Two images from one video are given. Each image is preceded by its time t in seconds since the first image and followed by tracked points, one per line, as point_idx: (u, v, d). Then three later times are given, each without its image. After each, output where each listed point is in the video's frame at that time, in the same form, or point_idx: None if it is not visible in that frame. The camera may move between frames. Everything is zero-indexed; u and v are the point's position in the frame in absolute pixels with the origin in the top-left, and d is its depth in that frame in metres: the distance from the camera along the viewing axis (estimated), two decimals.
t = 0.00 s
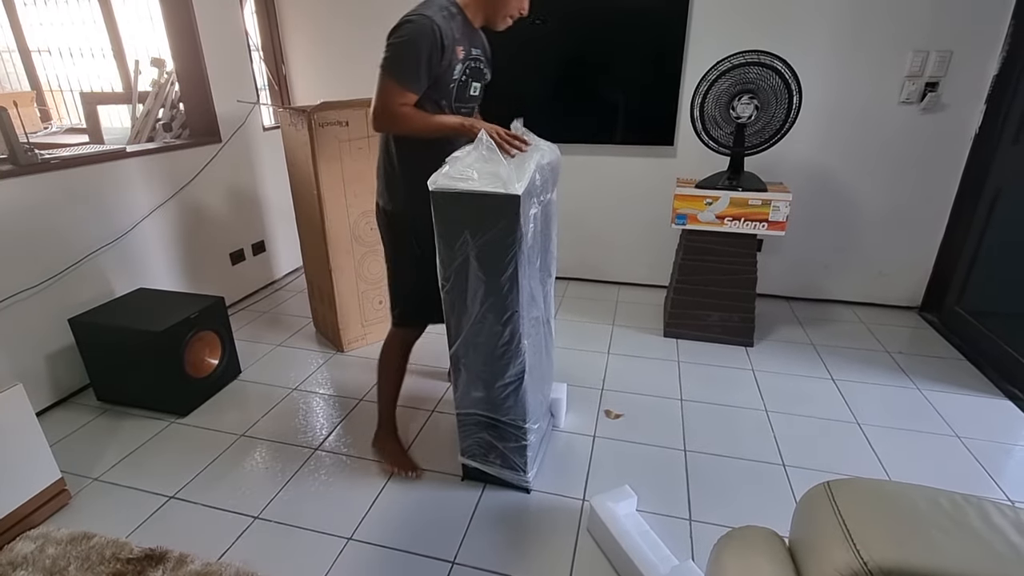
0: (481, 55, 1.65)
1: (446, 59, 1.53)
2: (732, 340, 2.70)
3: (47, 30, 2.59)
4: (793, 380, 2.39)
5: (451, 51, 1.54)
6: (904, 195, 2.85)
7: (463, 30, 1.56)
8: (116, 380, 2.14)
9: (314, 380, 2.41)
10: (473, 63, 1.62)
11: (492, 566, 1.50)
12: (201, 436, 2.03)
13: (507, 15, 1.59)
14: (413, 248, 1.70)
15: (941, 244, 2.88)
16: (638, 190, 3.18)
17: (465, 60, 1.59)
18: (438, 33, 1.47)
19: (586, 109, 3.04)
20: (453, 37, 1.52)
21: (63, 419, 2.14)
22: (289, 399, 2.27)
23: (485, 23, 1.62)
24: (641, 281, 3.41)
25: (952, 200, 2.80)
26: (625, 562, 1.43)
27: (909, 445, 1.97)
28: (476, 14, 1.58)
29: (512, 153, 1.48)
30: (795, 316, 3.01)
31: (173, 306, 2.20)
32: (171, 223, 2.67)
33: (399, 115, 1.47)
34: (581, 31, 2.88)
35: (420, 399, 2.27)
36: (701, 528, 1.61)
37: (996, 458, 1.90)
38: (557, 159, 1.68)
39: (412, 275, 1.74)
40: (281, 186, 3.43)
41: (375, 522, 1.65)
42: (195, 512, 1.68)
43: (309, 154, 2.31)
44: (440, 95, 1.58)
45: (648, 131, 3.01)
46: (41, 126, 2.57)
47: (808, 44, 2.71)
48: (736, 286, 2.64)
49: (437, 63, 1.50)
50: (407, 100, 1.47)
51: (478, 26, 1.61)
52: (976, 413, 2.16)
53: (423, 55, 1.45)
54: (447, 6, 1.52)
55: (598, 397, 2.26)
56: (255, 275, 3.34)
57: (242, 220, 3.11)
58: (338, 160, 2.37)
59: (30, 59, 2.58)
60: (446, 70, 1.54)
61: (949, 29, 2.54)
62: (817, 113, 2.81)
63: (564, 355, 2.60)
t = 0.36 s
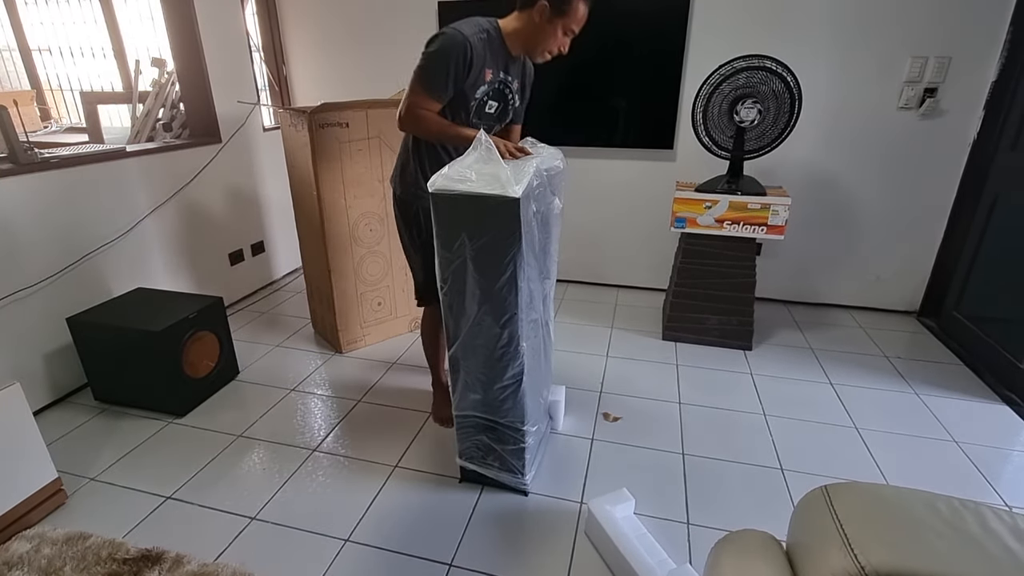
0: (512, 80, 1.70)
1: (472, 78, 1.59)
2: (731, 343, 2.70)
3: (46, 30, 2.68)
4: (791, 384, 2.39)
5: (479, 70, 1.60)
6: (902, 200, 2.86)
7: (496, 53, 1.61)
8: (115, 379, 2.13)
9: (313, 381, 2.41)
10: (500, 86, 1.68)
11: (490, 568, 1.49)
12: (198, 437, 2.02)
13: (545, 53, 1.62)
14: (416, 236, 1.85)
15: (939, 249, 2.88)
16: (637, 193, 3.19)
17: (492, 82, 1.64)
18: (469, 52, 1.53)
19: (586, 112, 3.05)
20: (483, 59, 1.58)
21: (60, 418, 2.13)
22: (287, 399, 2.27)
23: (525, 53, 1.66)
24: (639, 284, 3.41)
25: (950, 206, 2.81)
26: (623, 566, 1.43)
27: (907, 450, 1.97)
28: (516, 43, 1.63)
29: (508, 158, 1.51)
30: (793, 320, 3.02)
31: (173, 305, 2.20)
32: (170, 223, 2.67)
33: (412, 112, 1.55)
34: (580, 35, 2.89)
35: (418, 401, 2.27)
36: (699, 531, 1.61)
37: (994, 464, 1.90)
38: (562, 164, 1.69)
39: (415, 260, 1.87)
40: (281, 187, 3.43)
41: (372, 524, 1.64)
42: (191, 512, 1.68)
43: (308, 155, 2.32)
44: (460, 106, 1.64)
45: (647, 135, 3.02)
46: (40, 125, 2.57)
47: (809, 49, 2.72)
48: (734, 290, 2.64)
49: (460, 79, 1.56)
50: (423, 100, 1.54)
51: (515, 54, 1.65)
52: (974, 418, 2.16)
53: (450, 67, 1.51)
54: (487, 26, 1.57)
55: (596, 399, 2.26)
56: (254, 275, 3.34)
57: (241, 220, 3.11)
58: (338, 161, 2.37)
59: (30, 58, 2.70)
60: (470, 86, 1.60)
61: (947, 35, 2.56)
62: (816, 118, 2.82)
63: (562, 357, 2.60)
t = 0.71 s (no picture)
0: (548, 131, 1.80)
1: (505, 112, 1.69)
2: (731, 346, 2.69)
3: (47, 30, 2.71)
4: (792, 387, 2.39)
5: (516, 108, 1.71)
6: (903, 203, 2.86)
7: (540, 100, 1.71)
8: (113, 380, 2.13)
9: (312, 382, 2.41)
10: (533, 132, 1.76)
11: (489, 570, 1.49)
12: (197, 438, 2.02)
13: (586, 117, 1.71)
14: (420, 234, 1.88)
15: (940, 252, 2.88)
16: (637, 195, 3.19)
17: (526, 124, 1.74)
18: (508, 86, 1.64)
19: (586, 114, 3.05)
20: (522, 100, 1.69)
21: (59, 419, 2.13)
22: (287, 400, 2.27)
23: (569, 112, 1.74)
24: (639, 286, 3.41)
25: (951, 208, 2.81)
26: (623, 569, 1.42)
27: (908, 453, 1.97)
28: (562, 101, 1.71)
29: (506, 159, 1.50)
30: (794, 322, 3.01)
31: (173, 306, 2.20)
32: (170, 224, 2.66)
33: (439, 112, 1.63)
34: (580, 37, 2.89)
35: (417, 403, 2.26)
36: (699, 534, 1.61)
37: (995, 467, 1.90)
38: (559, 171, 1.67)
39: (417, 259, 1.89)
40: (281, 189, 3.43)
41: (371, 526, 1.64)
42: (189, 513, 1.67)
43: (308, 155, 2.31)
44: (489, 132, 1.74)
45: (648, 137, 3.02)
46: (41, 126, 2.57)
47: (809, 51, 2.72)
48: (734, 292, 2.64)
49: (492, 107, 1.67)
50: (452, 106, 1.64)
51: (558, 111, 1.74)
52: (975, 421, 2.16)
53: (486, 91, 1.63)
54: (537, 72, 1.68)
55: (596, 402, 2.26)
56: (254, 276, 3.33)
57: (241, 221, 3.11)
58: (338, 161, 2.37)
59: (31, 58, 2.71)
60: (502, 119, 1.70)
61: (948, 38, 2.56)
62: (817, 121, 2.82)
63: (561, 359, 2.60)
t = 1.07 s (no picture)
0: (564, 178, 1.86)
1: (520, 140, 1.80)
2: (731, 346, 2.69)
3: (47, 31, 2.62)
4: (793, 387, 2.38)
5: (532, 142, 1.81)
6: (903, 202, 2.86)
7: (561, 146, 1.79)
8: (112, 380, 2.12)
9: (312, 382, 2.40)
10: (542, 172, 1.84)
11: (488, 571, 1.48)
12: (196, 439, 2.01)
13: (598, 177, 1.76)
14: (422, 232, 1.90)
15: (940, 252, 2.88)
16: (637, 194, 3.18)
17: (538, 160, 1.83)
18: (528, 117, 1.76)
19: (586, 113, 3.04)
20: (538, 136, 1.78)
21: (58, 419, 2.13)
22: (287, 400, 2.26)
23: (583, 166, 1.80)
24: (639, 286, 3.41)
25: (951, 208, 2.80)
26: (623, 570, 1.42)
27: (909, 453, 1.96)
28: (579, 154, 1.77)
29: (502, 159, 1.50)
30: (794, 322, 3.01)
31: (173, 306, 2.20)
32: (170, 224, 2.66)
33: (459, 110, 1.78)
34: (580, 36, 2.88)
35: (418, 403, 2.26)
36: (700, 535, 1.60)
37: (996, 467, 1.89)
38: (556, 171, 1.65)
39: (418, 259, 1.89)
40: (281, 188, 3.43)
41: (370, 527, 1.63)
42: (188, 514, 1.67)
43: (308, 156, 2.31)
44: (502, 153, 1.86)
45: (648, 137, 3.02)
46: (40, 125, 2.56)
47: (810, 51, 2.71)
48: (735, 292, 2.64)
49: (510, 131, 1.79)
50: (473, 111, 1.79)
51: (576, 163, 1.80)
52: (976, 421, 2.15)
53: (506, 113, 1.77)
54: (562, 118, 1.77)
55: (597, 402, 2.26)
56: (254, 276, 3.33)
57: (241, 221, 3.11)
58: (338, 161, 2.36)
59: (30, 58, 2.62)
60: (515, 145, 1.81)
61: (949, 37, 2.55)
62: (817, 120, 2.81)
63: (561, 359, 2.60)
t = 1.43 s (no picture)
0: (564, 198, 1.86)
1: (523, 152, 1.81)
2: (731, 344, 2.69)
3: (47, 29, 2.57)
4: (792, 386, 2.38)
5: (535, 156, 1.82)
6: (903, 201, 2.86)
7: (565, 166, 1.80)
8: (113, 379, 2.12)
9: (312, 381, 2.40)
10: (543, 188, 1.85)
11: (488, 570, 1.48)
12: (195, 438, 2.01)
13: (597, 202, 1.78)
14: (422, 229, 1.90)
15: (940, 250, 2.88)
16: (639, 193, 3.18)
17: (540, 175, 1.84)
18: (534, 131, 1.77)
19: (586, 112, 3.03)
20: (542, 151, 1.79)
21: (58, 418, 2.13)
22: (287, 399, 2.26)
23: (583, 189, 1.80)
24: (639, 285, 3.41)
25: (951, 207, 2.81)
26: (624, 569, 1.42)
27: (909, 452, 1.96)
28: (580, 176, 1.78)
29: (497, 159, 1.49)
30: (794, 321, 3.01)
31: (172, 305, 2.19)
32: (170, 223, 2.66)
33: (464, 114, 1.80)
34: (580, 35, 2.88)
35: (418, 402, 2.26)
36: (700, 534, 1.60)
37: (996, 466, 1.89)
38: (553, 170, 1.63)
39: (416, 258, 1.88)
40: (281, 187, 3.43)
41: (370, 526, 1.63)
42: (188, 512, 1.67)
43: (308, 155, 2.31)
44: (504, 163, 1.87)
45: (649, 136, 3.01)
46: (40, 124, 2.56)
47: (811, 49, 2.71)
48: (735, 291, 2.64)
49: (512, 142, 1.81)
50: (478, 116, 1.81)
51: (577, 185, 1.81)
52: (975, 420, 2.15)
53: (511, 124, 1.78)
54: (568, 136, 1.79)
55: (597, 400, 2.26)
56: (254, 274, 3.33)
57: (241, 220, 3.10)
58: (337, 160, 2.36)
59: (30, 57, 2.56)
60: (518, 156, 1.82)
61: (949, 36, 2.55)
62: (817, 119, 2.81)
63: (561, 358, 2.60)
